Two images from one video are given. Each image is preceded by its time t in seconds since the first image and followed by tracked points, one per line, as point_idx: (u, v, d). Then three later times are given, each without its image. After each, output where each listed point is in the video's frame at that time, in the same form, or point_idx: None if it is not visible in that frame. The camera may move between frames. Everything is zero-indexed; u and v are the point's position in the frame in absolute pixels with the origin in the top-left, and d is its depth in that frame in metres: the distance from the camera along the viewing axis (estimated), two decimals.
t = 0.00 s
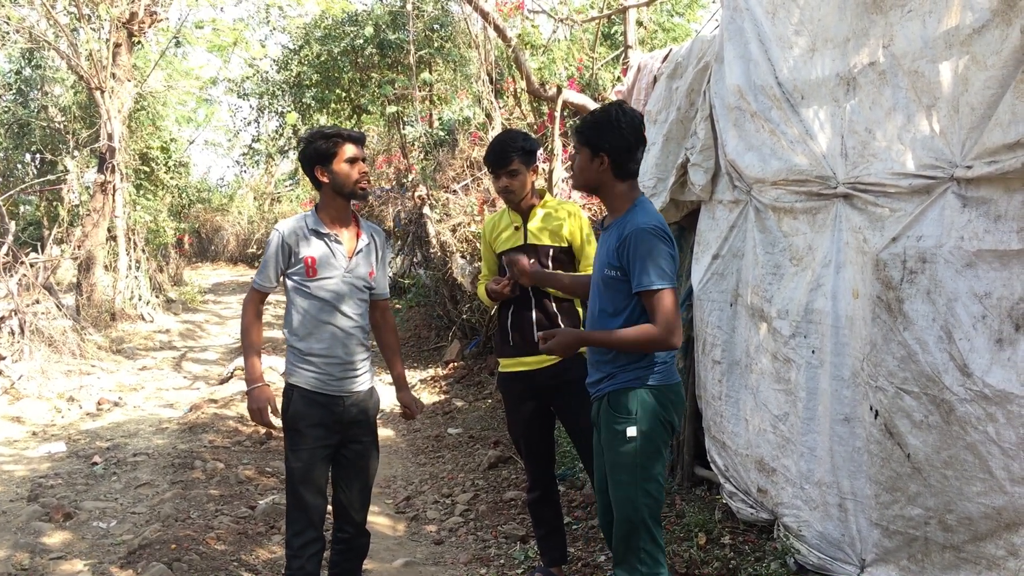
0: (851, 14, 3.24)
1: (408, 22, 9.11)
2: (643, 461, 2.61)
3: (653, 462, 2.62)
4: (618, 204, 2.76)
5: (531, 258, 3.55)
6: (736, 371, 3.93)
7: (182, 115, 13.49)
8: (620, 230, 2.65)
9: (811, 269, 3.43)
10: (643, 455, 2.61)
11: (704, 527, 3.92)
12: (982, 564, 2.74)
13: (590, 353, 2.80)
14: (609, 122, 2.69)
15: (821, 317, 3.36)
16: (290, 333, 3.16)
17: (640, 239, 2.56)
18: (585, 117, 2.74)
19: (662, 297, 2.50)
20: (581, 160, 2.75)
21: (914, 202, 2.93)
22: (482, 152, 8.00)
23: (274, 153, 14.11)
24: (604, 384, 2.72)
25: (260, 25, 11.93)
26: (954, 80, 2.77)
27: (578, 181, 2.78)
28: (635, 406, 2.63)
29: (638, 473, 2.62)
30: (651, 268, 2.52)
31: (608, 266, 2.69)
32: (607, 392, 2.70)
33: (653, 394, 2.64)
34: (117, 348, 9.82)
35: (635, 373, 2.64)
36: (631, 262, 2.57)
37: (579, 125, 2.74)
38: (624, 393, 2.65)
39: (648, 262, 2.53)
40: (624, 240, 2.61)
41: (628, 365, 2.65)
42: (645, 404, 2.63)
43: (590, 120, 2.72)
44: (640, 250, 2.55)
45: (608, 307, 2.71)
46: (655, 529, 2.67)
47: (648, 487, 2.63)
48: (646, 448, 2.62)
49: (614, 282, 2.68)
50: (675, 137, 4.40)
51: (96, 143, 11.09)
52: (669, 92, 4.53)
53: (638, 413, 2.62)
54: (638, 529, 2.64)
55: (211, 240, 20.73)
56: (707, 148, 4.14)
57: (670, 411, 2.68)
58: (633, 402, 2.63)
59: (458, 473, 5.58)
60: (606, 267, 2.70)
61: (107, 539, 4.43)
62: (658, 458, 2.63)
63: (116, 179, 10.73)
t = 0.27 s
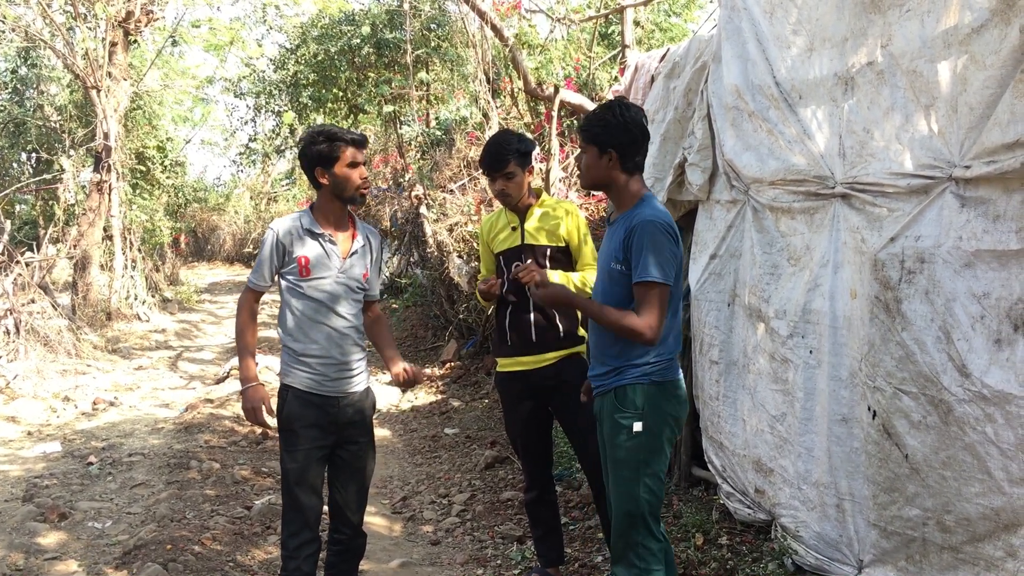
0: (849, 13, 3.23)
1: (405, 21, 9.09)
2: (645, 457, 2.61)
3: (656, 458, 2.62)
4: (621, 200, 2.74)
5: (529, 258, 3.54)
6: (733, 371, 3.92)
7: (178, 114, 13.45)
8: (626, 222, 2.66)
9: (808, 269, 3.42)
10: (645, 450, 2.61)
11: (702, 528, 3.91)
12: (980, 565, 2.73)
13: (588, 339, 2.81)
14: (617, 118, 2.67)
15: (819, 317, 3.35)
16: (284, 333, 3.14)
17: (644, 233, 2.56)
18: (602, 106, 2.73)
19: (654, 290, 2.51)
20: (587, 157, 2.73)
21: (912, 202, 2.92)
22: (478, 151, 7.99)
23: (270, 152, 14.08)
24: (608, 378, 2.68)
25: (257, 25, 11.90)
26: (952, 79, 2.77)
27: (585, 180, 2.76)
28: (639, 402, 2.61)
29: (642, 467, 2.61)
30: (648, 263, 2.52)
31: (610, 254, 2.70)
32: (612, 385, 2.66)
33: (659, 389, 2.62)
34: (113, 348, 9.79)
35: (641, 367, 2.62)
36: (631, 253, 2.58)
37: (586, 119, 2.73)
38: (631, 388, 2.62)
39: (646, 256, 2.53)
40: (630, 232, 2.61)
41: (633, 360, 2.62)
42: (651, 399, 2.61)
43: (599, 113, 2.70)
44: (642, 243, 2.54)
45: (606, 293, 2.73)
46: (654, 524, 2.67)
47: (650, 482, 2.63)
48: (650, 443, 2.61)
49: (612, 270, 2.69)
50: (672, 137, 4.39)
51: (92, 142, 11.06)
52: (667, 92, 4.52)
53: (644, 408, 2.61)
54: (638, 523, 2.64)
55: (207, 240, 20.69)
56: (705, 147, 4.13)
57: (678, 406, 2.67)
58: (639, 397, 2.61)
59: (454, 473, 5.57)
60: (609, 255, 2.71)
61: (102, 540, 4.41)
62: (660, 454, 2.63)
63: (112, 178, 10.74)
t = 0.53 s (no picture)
0: (847, 12, 3.22)
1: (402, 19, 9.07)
2: (647, 453, 2.59)
3: (658, 456, 2.60)
4: (626, 197, 2.70)
5: (526, 258, 3.50)
6: (731, 370, 3.91)
7: (174, 113, 13.41)
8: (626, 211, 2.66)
9: (806, 267, 3.41)
10: (649, 447, 2.59)
11: (698, 527, 3.90)
12: (978, 565, 2.72)
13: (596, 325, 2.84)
14: (618, 115, 2.63)
15: (817, 316, 3.34)
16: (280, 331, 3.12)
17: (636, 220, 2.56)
18: (599, 104, 2.70)
19: (631, 273, 2.52)
20: (595, 159, 2.65)
21: (910, 201, 2.91)
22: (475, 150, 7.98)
23: (266, 151, 14.05)
24: (615, 372, 2.69)
25: (253, 23, 11.85)
26: (951, 77, 2.76)
27: (599, 183, 2.68)
28: (643, 399, 2.59)
29: (644, 464, 2.60)
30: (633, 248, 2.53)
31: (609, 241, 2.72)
32: (618, 380, 2.66)
33: (665, 386, 2.60)
34: (108, 347, 9.75)
35: (646, 363, 2.60)
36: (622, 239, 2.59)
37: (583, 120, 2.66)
38: (637, 384, 2.60)
39: (632, 242, 2.54)
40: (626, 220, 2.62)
41: (638, 354, 2.62)
42: (655, 395, 2.59)
43: (596, 111, 2.66)
44: (632, 230, 2.55)
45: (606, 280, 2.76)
46: (654, 523, 2.65)
47: (651, 480, 2.61)
48: (652, 440, 2.59)
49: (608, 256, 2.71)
50: (670, 135, 4.38)
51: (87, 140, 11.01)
52: (665, 90, 4.51)
53: (648, 404, 2.59)
54: (637, 520, 2.63)
55: (203, 238, 20.65)
56: (702, 146, 4.12)
57: (685, 404, 2.65)
58: (643, 393, 2.59)
59: (451, 472, 5.55)
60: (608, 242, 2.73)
61: (97, 539, 4.39)
62: (663, 452, 2.61)
63: (108, 177, 10.67)
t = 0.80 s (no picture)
0: (845, 8, 3.21)
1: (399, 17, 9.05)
2: (656, 450, 2.58)
3: (667, 453, 2.59)
4: (629, 191, 2.68)
5: (528, 260, 3.47)
6: (728, 368, 3.91)
7: (170, 110, 13.37)
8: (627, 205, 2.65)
9: (804, 265, 3.40)
10: (658, 445, 2.58)
11: (696, 525, 3.89)
12: (976, 563, 2.70)
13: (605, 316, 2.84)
14: (613, 114, 2.61)
15: (815, 314, 3.34)
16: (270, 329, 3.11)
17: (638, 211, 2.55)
18: (592, 104, 2.68)
19: (635, 263, 2.51)
20: (592, 159, 2.63)
21: (909, 198, 2.90)
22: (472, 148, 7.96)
23: (263, 148, 14.01)
24: (628, 369, 2.66)
25: (250, 20, 11.81)
26: (950, 74, 2.75)
27: (595, 185, 2.67)
28: (656, 398, 2.58)
29: (651, 460, 2.59)
30: (636, 238, 2.52)
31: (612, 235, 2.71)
32: (632, 377, 2.64)
33: (679, 383, 2.60)
34: (104, 345, 9.71)
35: (662, 360, 2.59)
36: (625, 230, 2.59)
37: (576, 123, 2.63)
38: (652, 382, 2.58)
39: (634, 232, 2.53)
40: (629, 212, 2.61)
41: (653, 351, 2.61)
42: (670, 392, 2.58)
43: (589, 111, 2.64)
44: (634, 221, 2.54)
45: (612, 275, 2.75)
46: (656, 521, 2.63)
47: (658, 477, 2.59)
48: (662, 436, 2.58)
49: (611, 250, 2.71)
50: (667, 133, 4.36)
51: (83, 138, 10.98)
52: (662, 88, 4.49)
53: (661, 401, 2.58)
54: (641, 517, 2.60)
55: (200, 236, 20.60)
56: (700, 143, 4.11)
57: (696, 402, 2.65)
58: (658, 390, 2.58)
59: (448, 471, 5.54)
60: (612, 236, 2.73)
61: (92, 538, 4.37)
62: (672, 449, 2.60)
63: (104, 175, 10.66)
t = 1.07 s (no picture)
0: (844, 6, 3.20)
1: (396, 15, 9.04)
2: (675, 443, 2.55)
3: (685, 446, 2.56)
4: (627, 190, 2.68)
5: (534, 260, 3.47)
6: (726, 367, 3.90)
7: (167, 109, 13.34)
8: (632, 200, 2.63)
9: (803, 263, 3.40)
10: (678, 438, 2.55)
11: (695, 524, 3.88)
12: (976, 561, 2.70)
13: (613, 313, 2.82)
14: (606, 115, 2.60)
15: (814, 312, 3.33)
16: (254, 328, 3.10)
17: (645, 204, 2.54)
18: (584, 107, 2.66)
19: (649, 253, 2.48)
20: (589, 160, 2.62)
21: (908, 196, 2.90)
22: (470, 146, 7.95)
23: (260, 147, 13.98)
24: (643, 365, 2.65)
25: (247, 19, 11.78)
26: (950, 71, 2.74)
27: (591, 189, 2.68)
28: (675, 390, 2.56)
29: (670, 454, 2.55)
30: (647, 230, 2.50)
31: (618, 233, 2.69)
32: (648, 373, 2.62)
33: (697, 375, 2.58)
34: (102, 345, 9.69)
35: (677, 352, 2.58)
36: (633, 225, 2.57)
37: (570, 126, 2.61)
38: (669, 375, 2.57)
39: (645, 224, 2.50)
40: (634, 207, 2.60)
41: (667, 345, 2.59)
42: (688, 384, 2.56)
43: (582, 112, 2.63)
44: (642, 215, 2.52)
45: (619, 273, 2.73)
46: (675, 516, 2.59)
47: (677, 471, 2.56)
48: (681, 429, 2.55)
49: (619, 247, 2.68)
50: (665, 131, 4.36)
51: (79, 136, 10.94)
52: (660, 87, 4.49)
53: (679, 393, 2.56)
54: (659, 512, 2.56)
55: (197, 236, 20.57)
56: (699, 142, 4.10)
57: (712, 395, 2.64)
58: (676, 382, 2.56)
59: (446, 470, 5.53)
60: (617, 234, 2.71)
61: (89, 538, 4.36)
62: (691, 442, 2.57)
63: (101, 174, 10.63)
